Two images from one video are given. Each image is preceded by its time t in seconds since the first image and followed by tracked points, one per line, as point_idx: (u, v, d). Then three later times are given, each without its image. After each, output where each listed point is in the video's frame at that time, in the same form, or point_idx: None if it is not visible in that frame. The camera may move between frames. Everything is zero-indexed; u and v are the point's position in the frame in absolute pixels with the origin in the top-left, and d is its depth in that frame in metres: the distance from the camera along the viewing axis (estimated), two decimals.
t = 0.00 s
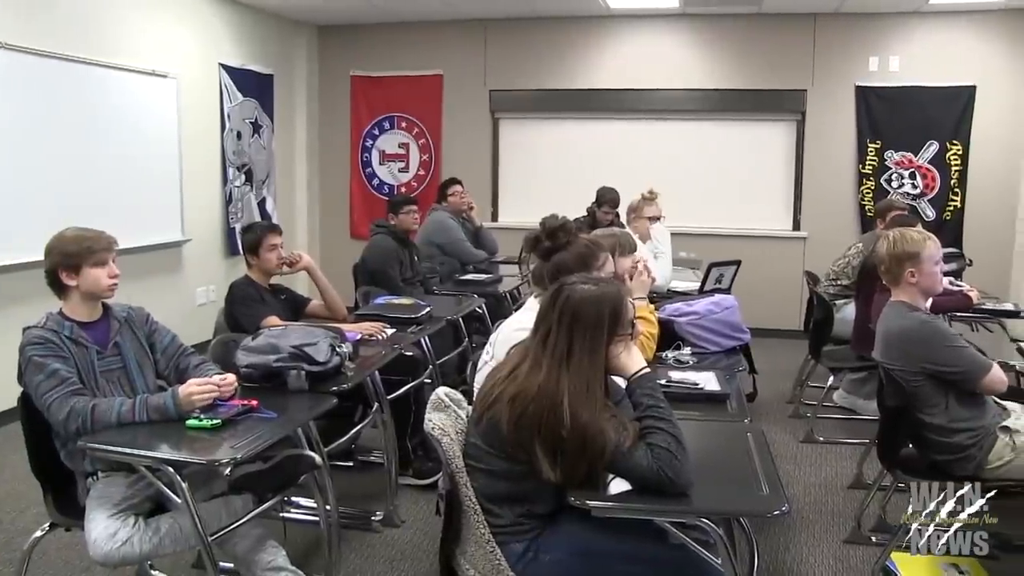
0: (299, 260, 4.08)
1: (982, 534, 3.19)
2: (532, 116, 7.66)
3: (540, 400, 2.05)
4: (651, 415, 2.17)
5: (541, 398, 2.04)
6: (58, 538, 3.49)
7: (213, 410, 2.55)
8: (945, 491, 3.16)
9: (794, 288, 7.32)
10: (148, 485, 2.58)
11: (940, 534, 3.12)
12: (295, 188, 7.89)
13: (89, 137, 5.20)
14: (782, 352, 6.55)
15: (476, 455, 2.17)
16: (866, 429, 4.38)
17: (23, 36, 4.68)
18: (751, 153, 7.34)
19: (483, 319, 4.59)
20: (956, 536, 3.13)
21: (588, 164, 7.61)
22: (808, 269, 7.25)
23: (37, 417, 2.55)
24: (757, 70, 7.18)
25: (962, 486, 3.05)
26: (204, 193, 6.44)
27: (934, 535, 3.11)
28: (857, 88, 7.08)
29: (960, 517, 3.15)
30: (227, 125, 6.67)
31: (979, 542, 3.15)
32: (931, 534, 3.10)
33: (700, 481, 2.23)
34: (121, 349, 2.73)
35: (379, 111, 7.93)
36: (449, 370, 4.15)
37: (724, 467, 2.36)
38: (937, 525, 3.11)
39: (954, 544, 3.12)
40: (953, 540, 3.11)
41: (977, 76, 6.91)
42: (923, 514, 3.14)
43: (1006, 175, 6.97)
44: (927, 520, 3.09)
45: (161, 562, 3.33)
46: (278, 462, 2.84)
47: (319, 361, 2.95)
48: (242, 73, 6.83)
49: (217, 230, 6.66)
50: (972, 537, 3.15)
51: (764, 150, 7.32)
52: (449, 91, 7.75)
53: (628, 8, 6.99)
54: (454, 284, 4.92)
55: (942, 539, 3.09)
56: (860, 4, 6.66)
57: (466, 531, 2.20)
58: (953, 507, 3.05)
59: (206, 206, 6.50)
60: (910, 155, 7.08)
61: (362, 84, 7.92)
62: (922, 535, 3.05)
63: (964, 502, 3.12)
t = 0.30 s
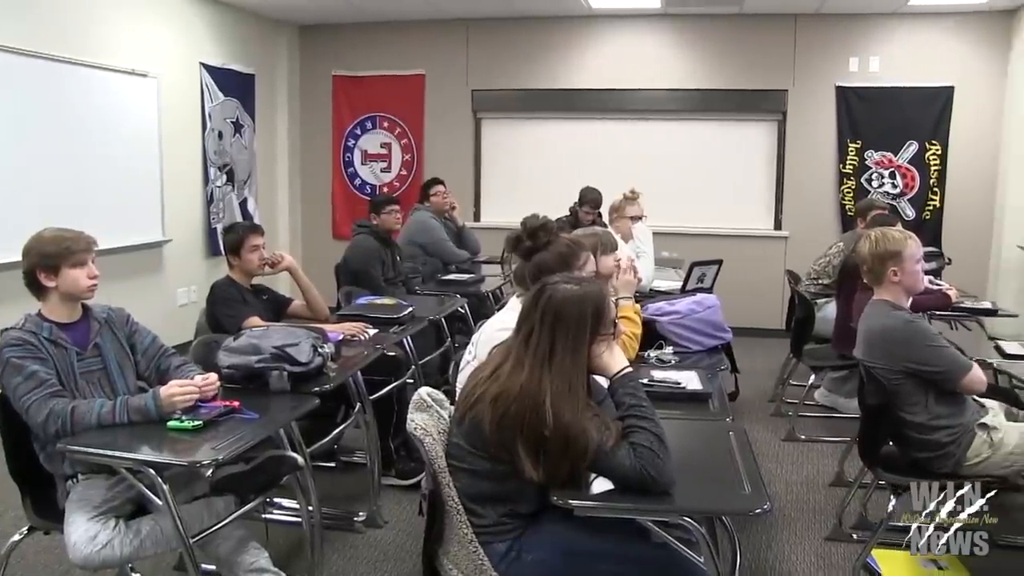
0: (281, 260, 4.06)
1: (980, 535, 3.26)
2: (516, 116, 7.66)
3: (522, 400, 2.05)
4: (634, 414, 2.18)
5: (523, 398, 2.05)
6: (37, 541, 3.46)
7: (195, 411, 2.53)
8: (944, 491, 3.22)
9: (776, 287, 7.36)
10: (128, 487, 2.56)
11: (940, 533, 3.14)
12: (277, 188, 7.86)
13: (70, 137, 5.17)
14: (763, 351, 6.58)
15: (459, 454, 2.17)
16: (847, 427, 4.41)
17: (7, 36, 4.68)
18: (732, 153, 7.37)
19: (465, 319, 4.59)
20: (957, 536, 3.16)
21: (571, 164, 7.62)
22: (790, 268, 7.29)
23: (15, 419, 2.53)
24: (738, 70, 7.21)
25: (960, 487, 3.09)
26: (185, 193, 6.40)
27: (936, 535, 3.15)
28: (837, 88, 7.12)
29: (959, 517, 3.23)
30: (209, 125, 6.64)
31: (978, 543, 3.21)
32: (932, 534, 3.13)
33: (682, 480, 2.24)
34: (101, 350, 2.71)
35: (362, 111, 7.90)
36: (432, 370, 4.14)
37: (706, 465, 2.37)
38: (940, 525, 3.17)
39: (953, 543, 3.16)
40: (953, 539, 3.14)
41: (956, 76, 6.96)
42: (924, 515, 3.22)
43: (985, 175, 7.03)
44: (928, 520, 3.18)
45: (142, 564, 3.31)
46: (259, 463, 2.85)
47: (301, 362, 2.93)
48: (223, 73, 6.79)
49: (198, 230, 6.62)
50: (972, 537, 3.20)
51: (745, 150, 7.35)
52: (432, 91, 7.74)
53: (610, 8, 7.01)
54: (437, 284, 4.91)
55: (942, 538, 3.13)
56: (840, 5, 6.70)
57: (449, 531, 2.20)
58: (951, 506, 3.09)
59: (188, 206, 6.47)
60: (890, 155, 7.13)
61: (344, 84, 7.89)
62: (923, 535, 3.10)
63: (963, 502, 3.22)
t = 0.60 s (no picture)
0: (255, 260, 4.03)
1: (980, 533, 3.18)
2: (492, 116, 7.65)
3: (497, 400, 2.04)
4: (609, 413, 2.18)
5: (497, 398, 2.04)
6: (6, 546, 3.42)
7: (168, 414, 2.49)
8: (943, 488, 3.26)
9: (750, 286, 7.41)
10: (100, 490, 2.52)
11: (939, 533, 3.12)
12: (251, 188, 7.82)
13: (42, 136, 5.11)
14: (737, 349, 6.62)
15: (434, 454, 2.17)
16: (820, 424, 4.44)
17: None
18: (707, 153, 7.41)
19: (440, 319, 4.58)
20: (956, 537, 3.16)
21: (546, 164, 7.63)
22: (764, 267, 7.34)
23: None
24: (711, 70, 7.25)
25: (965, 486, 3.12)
26: (157, 193, 6.35)
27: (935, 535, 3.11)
28: (810, 88, 7.17)
29: (960, 518, 3.15)
30: (182, 125, 6.58)
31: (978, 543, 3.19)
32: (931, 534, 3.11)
33: (658, 478, 2.24)
34: (72, 352, 2.67)
35: (336, 111, 7.87)
36: (407, 370, 4.13)
37: (680, 464, 2.37)
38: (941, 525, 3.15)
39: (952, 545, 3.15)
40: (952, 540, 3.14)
41: (925, 77, 7.05)
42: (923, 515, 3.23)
43: (954, 175, 7.12)
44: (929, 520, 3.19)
45: (114, 569, 3.28)
46: (234, 465, 2.82)
47: (275, 363, 2.92)
48: (196, 72, 6.74)
49: (171, 230, 6.56)
50: (972, 538, 3.18)
51: (719, 150, 7.40)
52: (409, 90, 7.71)
53: (585, 7, 7.03)
54: (412, 283, 4.90)
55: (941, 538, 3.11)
56: (813, 6, 6.75)
57: (425, 531, 2.20)
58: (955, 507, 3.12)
59: (160, 207, 6.41)
60: (862, 154, 7.19)
61: (318, 84, 7.86)
62: (922, 536, 3.06)
63: (964, 502, 3.15)
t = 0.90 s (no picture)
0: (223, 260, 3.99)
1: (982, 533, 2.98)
2: (463, 115, 7.64)
3: (467, 400, 2.04)
4: (579, 413, 2.19)
5: (467, 398, 2.03)
6: None
7: (135, 416, 2.48)
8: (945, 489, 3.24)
9: (719, 285, 7.46)
10: (66, 495, 2.50)
11: (940, 534, 3.16)
12: (218, 188, 7.75)
13: (5, 135, 5.03)
14: (706, 348, 6.66)
15: (404, 455, 2.16)
16: (788, 422, 4.48)
17: None
18: (675, 153, 7.46)
19: (410, 319, 4.56)
20: (956, 536, 3.08)
21: (517, 163, 7.64)
22: (733, 266, 7.40)
23: None
24: (680, 70, 7.29)
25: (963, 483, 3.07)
26: (123, 193, 6.27)
27: (934, 535, 3.16)
28: (778, 88, 7.23)
29: (957, 516, 3.06)
30: (148, 125, 6.51)
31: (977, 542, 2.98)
32: (932, 534, 3.17)
33: (628, 477, 2.25)
34: (36, 355, 2.64)
35: (305, 111, 7.83)
36: (377, 371, 4.11)
37: (649, 462, 2.39)
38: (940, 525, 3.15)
39: (952, 544, 3.09)
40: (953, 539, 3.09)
41: (890, 77, 7.14)
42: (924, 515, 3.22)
43: (918, 174, 7.22)
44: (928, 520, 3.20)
45: (80, 574, 3.23)
46: (201, 468, 2.73)
47: (243, 364, 2.89)
48: (163, 72, 6.67)
49: (138, 231, 6.49)
50: (972, 537, 3.02)
51: (688, 149, 7.44)
52: (379, 90, 7.68)
53: (554, 8, 7.04)
54: (381, 284, 4.89)
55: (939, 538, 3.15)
56: (780, 7, 6.80)
57: (396, 533, 2.21)
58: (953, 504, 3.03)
59: (127, 207, 6.34)
60: (829, 154, 7.27)
61: (286, 84, 7.81)
62: (922, 536, 3.18)
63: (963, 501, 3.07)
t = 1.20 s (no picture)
0: (194, 261, 3.96)
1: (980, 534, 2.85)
2: (436, 115, 7.63)
3: (438, 400, 2.03)
4: (551, 412, 2.19)
5: (439, 398, 2.03)
6: None
7: (104, 419, 2.45)
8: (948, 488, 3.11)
9: (690, 284, 7.50)
10: (32, 500, 2.48)
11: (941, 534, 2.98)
12: (189, 188, 7.68)
13: None
14: (677, 347, 6.69)
15: (376, 455, 2.15)
16: (760, 420, 4.52)
17: None
18: (647, 152, 7.50)
19: (382, 319, 4.55)
20: (955, 536, 2.92)
21: (490, 163, 7.64)
22: (704, 265, 7.44)
23: None
24: (650, 70, 7.32)
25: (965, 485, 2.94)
26: (91, 194, 6.20)
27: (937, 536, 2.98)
28: (748, 88, 7.29)
29: (958, 517, 2.91)
30: (117, 124, 6.44)
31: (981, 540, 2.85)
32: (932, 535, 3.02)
33: (600, 476, 2.26)
34: (2, 357, 2.60)
35: (275, 111, 7.78)
36: (349, 371, 4.09)
37: (621, 460, 2.41)
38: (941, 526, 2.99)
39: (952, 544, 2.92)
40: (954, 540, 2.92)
41: (858, 77, 7.21)
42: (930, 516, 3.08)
43: (886, 174, 7.30)
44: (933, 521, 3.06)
45: None
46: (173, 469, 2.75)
47: (214, 365, 2.87)
48: (131, 70, 6.60)
49: (107, 231, 6.42)
50: (970, 537, 2.88)
51: (659, 149, 7.48)
52: (353, 89, 7.65)
53: (525, 8, 7.05)
54: (353, 284, 4.87)
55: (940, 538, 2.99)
56: (749, 8, 6.85)
57: (369, 533, 2.20)
58: (953, 505, 2.89)
59: (95, 208, 6.27)
60: (799, 153, 7.32)
61: (257, 83, 7.76)
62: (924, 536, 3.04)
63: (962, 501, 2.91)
